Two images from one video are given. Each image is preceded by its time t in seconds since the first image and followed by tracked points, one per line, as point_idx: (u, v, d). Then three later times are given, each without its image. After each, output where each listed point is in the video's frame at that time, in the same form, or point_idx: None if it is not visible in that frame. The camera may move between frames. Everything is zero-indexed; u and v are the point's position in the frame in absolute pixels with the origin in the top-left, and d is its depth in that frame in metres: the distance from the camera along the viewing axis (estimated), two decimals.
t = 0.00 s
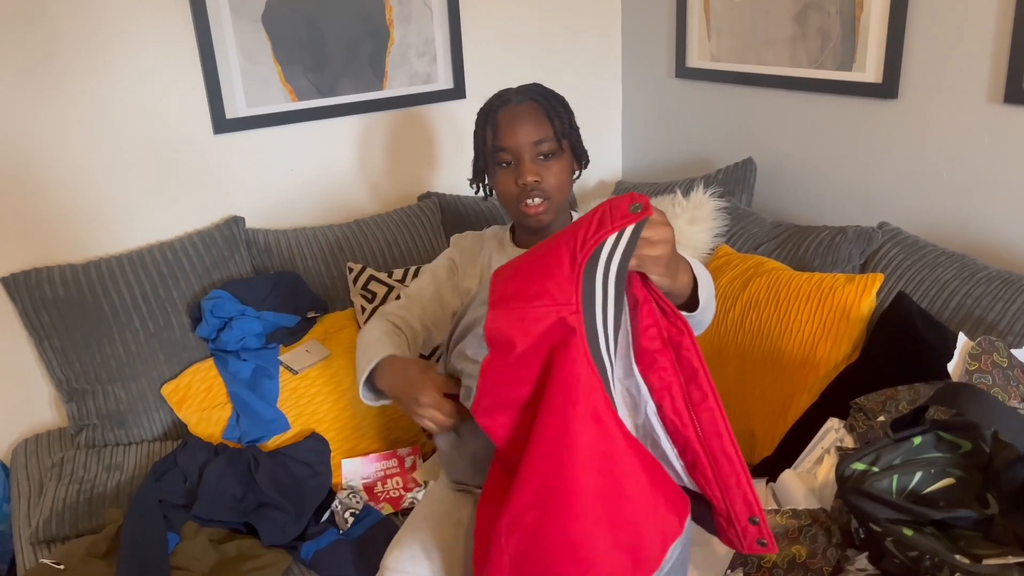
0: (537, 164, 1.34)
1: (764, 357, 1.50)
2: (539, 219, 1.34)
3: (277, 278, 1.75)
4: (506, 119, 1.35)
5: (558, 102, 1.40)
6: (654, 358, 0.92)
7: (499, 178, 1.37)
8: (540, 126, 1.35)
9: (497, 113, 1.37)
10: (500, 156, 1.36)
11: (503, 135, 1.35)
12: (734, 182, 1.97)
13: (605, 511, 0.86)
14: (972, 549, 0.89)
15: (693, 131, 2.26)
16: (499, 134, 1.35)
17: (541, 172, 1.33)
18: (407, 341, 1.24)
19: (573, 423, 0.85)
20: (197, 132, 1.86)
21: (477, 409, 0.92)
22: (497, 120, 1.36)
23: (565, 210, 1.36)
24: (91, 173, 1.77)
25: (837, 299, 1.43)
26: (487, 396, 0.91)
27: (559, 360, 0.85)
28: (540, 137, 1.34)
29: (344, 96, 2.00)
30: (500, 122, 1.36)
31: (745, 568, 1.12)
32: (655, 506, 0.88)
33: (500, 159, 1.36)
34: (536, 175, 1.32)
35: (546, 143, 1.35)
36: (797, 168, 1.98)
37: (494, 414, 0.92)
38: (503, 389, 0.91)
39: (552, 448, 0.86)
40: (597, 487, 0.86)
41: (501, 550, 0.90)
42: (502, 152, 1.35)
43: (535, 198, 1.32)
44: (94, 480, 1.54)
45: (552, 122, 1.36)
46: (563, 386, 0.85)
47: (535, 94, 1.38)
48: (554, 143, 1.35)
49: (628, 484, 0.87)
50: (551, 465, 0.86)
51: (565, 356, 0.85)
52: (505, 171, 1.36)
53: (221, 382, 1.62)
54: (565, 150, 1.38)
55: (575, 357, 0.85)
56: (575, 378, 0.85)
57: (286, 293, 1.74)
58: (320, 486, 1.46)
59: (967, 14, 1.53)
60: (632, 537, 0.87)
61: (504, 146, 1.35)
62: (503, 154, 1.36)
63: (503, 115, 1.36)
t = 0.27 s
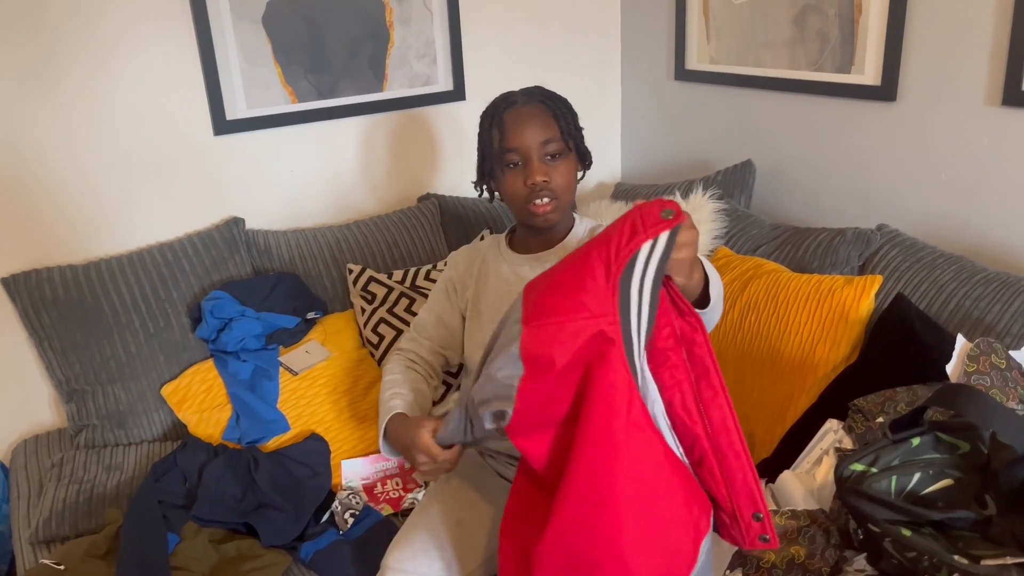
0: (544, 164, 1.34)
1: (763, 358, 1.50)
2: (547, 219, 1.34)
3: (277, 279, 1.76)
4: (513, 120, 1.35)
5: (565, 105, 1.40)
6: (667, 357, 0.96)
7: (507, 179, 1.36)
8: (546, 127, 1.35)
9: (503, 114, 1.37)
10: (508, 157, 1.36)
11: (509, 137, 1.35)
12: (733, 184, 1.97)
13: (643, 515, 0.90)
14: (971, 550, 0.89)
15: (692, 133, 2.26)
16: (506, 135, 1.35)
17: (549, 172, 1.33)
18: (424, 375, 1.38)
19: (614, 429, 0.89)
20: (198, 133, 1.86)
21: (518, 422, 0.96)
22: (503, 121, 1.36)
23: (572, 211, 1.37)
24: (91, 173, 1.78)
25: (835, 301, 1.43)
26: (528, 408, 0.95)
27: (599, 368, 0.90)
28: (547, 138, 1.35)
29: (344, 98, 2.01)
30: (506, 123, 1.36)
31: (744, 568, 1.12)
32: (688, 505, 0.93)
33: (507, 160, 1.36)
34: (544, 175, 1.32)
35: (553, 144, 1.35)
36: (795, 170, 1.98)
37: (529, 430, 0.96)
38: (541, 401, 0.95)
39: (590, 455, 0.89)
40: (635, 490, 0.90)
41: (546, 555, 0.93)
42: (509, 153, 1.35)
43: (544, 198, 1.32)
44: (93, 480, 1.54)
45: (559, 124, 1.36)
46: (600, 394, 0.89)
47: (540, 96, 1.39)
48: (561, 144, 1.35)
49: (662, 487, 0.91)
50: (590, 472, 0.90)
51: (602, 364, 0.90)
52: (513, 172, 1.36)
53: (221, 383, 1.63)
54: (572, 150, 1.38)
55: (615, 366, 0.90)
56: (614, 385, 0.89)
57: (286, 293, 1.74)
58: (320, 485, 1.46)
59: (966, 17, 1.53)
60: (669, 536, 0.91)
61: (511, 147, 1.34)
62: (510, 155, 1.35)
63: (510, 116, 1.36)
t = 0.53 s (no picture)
0: (546, 166, 1.35)
1: (757, 359, 1.51)
2: (549, 221, 1.34)
3: (273, 280, 1.76)
4: (515, 122, 1.36)
5: (569, 108, 1.40)
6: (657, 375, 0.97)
7: (509, 181, 1.37)
8: (548, 129, 1.36)
9: (506, 116, 1.38)
10: (509, 159, 1.37)
11: (511, 139, 1.36)
12: (727, 186, 1.98)
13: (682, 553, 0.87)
14: (964, 550, 0.89)
15: (686, 135, 2.27)
16: (508, 138, 1.36)
17: (550, 174, 1.34)
18: (424, 359, 1.35)
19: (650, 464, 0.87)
20: (193, 135, 1.86)
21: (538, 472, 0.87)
22: (505, 123, 1.37)
23: (572, 213, 1.37)
24: (86, 175, 1.77)
25: (830, 303, 1.44)
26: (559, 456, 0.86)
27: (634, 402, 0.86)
28: (549, 141, 1.35)
29: (340, 100, 2.01)
30: (508, 125, 1.37)
31: (739, 568, 1.12)
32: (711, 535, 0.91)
33: (509, 161, 1.37)
34: (545, 177, 1.33)
35: (555, 146, 1.36)
36: (790, 172, 1.99)
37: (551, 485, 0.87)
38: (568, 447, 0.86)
39: (630, 498, 0.85)
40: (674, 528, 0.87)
41: None
42: (511, 155, 1.36)
43: (544, 199, 1.33)
44: (89, 482, 1.54)
45: (561, 126, 1.37)
46: (635, 428, 0.86)
47: (542, 97, 1.39)
48: (562, 146, 1.36)
49: (695, 522, 0.89)
50: (631, 518, 0.85)
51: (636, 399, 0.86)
52: (515, 174, 1.37)
53: (217, 385, 1.63)
54: (573, 152, 1.39)
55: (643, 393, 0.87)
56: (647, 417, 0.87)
57: (282, 295, 1.74)
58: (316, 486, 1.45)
59: (959, 20, 1.54)
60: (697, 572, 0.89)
61: (513, 149, 1.35)
62: (513, 157, 1.36)
63: (513, 118, 1.37)
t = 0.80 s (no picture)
0: (530, 168, 1.36)
1: (747, 360, 1.51)
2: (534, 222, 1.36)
3: (263, 282, 1.75)
4: (500, 125, 1.39)
5: (551, 105, 1.44)
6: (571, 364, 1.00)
7: (495, 184, 1.40)
8: (533, 131, 1.38)
9: (490, 119, 1.42)
10: (495, 162, 1.39)
11: (497, 142, 1.38)
12: (718, 188, 1.99)
13: (619, 534, 0.92)
14: (953, 550, 0.90)
15: (677, 137, 2.28)
16: (494, 141, 1.39)
17: (534, 176, 1.35)
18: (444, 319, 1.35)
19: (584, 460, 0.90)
20: (182, 136, 1.85)
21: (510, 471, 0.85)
22: (491, 126, 1.41)
23: (559, 212, 1.39)
24: (75, 176, 1.76)
25: (820, 304, 1.45)
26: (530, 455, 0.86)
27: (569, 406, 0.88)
28: (533, 141, 1.37)
29: (331, 101, 2.01)
30: (494, 128, 1.40)
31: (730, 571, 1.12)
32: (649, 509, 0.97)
33: (495, 165, 1.40)
34: (528, 179, 1.35)
35: (539, 148, 1.38)
36: (780, 174, 2.00)
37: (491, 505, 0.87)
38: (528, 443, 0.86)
39: (580, 478, 0.89)
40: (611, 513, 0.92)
41: None
42: (496, 158, 1.39)
43: (528, 202, 1.35)
44: (77, 485, 1.52)
45: (545, 127, 1.40)
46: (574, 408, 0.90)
47: (528, 100, 1.42)
48: (546, 148, 1.38)
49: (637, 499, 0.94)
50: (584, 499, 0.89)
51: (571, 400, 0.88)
52: (499, 176, 1.39)
53: (207, 388, 1.61)
54: (558, 153, 1.41)
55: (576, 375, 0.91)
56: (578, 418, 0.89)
57: (272, 297, 1.74)
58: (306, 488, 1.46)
59: (946, 23, 1.55)
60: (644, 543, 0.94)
61: (498, 151, 1.38)
62: (498, 159, 1.39)
63: (498, 120, 1.40)
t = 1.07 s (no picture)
0: (517, 173, 1.35)
1: (740, 362, 1.51)
2: (523, 227, 1.36)
3: (251, 285, 1.73)
4: (489, 129, 1.38)
5: (540, 108, 1.43)
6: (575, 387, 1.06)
7: (484, 189, 1.40)
8: (520, 134, 1.37)
9: (479, 123, 1.41)
10: (483, 167, 1.39)
11: (485, 146, 1.38)
12: (708, 189, 1.99)
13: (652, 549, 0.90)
14: (948, 551, 0.90)
15: (666, 139, 2.28)
16: (483, 145, 1.38)
17: (521, 182, 1.35)
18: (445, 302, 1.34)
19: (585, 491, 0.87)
20: (168, 138, 1.83)
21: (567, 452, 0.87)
22: (480, 130, 1.40)
23: (549, 217, 1.38)
24: (60, 178, 1.74)
25: (812, 305, 1.45)
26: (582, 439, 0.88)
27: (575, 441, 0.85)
28: (521, 145, 1.37)
29: (319, 102, 1.99)
30: (483, 132, 1.39)
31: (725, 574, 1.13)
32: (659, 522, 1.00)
33: (484, 169, 1.39)
34: (517, 185, 1.34)
35: (527, 152, 1.37)
36: (769, 176, 2.00)
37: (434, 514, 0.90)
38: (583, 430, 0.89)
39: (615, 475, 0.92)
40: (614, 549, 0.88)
41: None
42: (485, 162, 1.38)
43: (517, 207, 1.35)
44: (63, 492, 1.50)
45: (532, 129, 1.39)
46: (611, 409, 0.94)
47: (517, 103, 1.41)
48: (534, 152, 1.37)
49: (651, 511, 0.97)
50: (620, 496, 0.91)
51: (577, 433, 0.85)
52: (488, 181, 1.39)
53: (195, 393, 1.60)
54: (547, 156, 1.40)
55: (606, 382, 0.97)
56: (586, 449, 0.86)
57: (261, 300, 1.72)
58: (297, 495, 1.44)
59: (935, 24, 1.56)
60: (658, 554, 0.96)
61: (487, 156, 1.37)
62: (487, 165, 1.38)
63: (487, 124, 1.39)
